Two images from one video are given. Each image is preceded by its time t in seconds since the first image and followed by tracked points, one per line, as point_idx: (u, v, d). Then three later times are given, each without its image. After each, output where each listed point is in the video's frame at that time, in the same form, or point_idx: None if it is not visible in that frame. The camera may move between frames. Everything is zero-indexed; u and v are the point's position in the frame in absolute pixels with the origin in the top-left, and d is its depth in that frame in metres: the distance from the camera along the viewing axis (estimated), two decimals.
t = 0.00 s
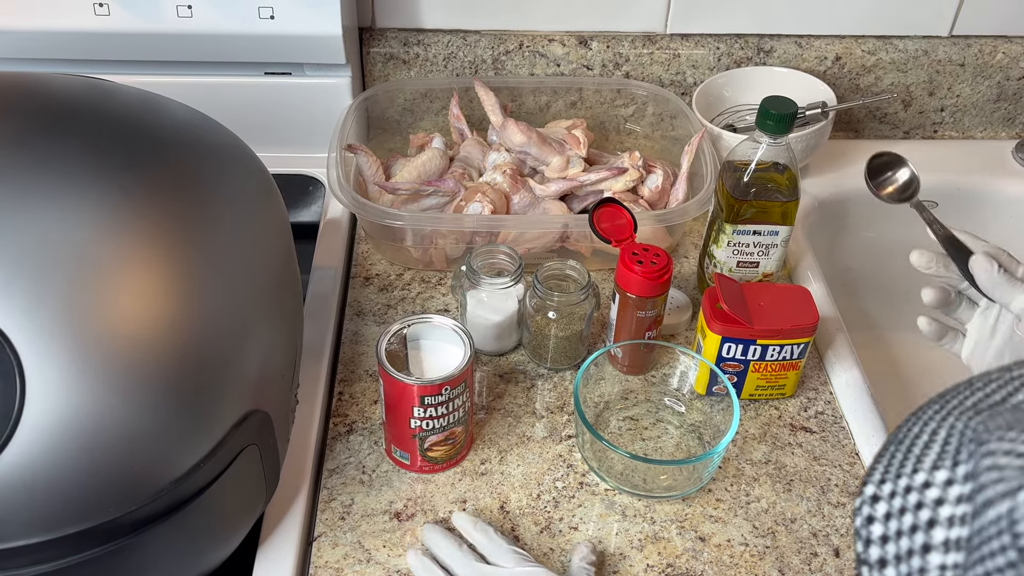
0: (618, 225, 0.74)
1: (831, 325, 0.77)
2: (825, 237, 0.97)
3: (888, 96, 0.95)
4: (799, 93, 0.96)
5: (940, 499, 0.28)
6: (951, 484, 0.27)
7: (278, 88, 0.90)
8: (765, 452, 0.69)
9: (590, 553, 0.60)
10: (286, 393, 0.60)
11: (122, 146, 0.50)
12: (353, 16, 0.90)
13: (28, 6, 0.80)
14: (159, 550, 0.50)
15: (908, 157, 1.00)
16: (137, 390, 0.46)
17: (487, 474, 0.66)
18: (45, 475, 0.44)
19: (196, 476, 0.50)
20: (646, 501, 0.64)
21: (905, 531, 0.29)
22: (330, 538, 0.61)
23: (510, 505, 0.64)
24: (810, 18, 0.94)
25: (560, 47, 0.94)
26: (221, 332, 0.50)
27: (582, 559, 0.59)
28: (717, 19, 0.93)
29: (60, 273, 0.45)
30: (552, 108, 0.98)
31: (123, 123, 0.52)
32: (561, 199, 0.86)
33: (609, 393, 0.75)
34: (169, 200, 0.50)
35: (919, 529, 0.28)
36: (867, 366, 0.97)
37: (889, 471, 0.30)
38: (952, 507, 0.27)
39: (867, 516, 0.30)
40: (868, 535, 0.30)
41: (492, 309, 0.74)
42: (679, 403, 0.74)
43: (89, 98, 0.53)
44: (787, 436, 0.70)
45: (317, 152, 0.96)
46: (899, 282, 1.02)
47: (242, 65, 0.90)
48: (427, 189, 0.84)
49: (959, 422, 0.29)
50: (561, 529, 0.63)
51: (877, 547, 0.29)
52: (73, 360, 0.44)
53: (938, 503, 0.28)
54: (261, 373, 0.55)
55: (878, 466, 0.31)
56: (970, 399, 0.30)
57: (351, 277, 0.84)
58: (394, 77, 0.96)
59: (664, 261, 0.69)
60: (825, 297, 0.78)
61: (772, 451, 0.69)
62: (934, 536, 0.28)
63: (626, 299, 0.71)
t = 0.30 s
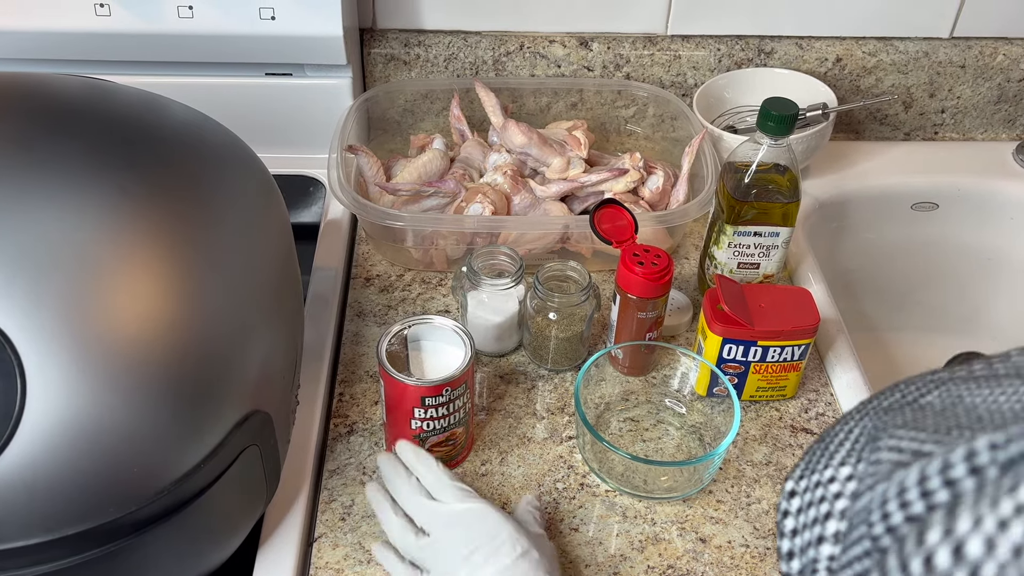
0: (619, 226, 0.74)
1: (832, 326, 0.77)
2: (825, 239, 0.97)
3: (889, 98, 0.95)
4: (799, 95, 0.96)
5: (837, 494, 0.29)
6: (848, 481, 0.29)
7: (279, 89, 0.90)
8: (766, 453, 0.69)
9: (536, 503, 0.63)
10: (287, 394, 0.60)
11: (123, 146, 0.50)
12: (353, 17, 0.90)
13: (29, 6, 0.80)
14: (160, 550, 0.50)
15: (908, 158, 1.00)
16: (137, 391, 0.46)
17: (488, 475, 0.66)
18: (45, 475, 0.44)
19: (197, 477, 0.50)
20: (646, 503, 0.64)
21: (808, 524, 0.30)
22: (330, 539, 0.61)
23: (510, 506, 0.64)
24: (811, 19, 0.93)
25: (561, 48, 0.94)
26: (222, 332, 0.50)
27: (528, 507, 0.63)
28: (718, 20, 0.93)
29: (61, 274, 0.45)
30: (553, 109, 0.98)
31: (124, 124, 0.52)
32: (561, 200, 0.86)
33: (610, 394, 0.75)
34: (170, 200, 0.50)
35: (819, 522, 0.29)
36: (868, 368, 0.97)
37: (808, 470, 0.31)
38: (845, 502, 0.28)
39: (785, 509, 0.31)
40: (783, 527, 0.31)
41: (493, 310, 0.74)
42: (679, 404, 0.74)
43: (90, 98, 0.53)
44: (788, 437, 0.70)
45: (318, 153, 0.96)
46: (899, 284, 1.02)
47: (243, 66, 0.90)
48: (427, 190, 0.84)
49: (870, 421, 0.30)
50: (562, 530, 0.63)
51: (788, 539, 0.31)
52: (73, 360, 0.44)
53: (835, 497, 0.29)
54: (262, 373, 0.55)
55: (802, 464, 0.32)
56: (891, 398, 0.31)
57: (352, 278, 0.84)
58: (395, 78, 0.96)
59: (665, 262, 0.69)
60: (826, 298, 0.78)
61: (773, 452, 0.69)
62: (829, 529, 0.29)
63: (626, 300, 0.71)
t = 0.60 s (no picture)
0: (621, 228, 0.74)
1: (834, 329, 0.76)
2: (826, 241, 0.97)
3: (891, 99, 0.95)
4: (801, 96, 0.96)
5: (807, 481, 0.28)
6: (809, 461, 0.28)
7: (281, 89, 0.90)
8: (768, 455, 0.68)
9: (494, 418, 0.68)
10: (288, 396, 0.60)
11: (124, 146, 0.50)
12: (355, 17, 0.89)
13: (31, 7, 0.80)
14: (159, 552, 0.50)
15: (910, 160, 1.00)
16: (137, 391, 0.46)
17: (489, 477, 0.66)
18: (45, 476, 0.44)
19: (197, 478, 0.49)
20: (648, 505, 0.64)
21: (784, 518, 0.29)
22: (331, 541, 0.61)
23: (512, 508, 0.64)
24: (813, 21, 0.93)
25: (563, 49, 0.94)
26: (222, 333, 0.50)
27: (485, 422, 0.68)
28: (721, 21, 0.93)
29: (60, 273, 0.45)
30: (555, 111, 0.98)
31: (125, 124, 0.52)
32: (563, 201, 0.86)
33: (612, 397, 0.74)
34: (171, 200, 0.50)
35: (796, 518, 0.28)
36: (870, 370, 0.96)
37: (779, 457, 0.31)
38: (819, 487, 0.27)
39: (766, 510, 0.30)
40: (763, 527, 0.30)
41: (494, 311, 0.74)
42: (681, 406, 0.74)
43: (91, 98, 0.53)
44: (790, 440, 0.70)
45: (319, 154, 0.96)
46: (900, 285, 1.02)
47: (244, 66, 0.90)
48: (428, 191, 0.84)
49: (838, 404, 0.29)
50: (564, 532, 0.62)
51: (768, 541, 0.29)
52: (75, 361, 0.44)
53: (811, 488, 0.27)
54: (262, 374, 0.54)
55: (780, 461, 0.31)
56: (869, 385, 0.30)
57: (353, 279, 0.84)
58: (397, 79, 0.96)
59: (667, 264, 0.68)
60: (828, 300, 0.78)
61: (775, 455, 0.68)
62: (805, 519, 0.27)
63: (628, 302, 0.70)
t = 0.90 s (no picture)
0: (621, 230, 0.74)
1: (835, 331, 0.76)
2: (827, 243, 0.97)
3: (891, 102, 0.95)
4: (802, 98, 0.96)
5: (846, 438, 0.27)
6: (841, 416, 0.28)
7: (282, 91, 0.90)
8: (768, 457, 0.68)
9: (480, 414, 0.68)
10: (288, 397, 0.60)
11: (125, 148, 0.50)
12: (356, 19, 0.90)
13: (33, 8, 0.80)
14: (159, 553, 0.50)
15: (911, 162, 1.00)
16: (138, 391, 0.46)
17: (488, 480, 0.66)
18: (45, 477, 0.44)
19: (197, 479, 0.49)
20: (648, 507, 0.64)
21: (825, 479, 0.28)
22: (331, 542, 0.61)
23: (512, 510, 0.64)
24: (814, 23, 0.93)
25: (564, 51, 0.94)
26: (222, 333, 0.50)
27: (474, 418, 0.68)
28: (722, 23, 0.93)
29: (60, 273, 0.45)
30: (555, 113, 0.98)
31: (126, 125, 0.52)
32: (563, 203, 0.86)
33: (612, 398, 0.75)
34: (172, 201, 0.50)
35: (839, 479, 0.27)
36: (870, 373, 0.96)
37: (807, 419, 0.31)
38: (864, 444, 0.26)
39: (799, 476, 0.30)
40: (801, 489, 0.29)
41: (494, 313, 0.74)
42: (681, 408, 0.74)
43: (93, 99, 0.53)
44: (790, 442, 0.70)
45: (320, 155, 0.96)
46: (901, 289, 1.01)
47: (245, 67, 0.90)
48: (429, 193, 0.84)
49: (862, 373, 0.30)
50: (563, 534, 0.62)
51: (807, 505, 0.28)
52: (76, 361, 0.44)
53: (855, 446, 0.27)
54: (262, 376, 0.54)
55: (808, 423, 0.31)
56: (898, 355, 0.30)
57: (353, 280, 0.84)
58: (398, 80, 0.96)
59: (667, 266, 0.69)
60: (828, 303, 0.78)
61: (775, 457, 0.68)
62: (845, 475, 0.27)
63: (628, 304, 0.71)
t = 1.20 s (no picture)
0: (620, 230, 0.74)
1: (832, 331, 0.77)
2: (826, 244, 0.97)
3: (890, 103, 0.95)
4: (801, 99, 0.96)
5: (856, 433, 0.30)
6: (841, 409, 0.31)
7: (282, 91, 0.91)
8: (766, 457, 0.69)
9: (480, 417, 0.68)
10: (287, 397, 0.60)
11: (125, 147, 0.51)
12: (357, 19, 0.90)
13: (34, 8, 0.81)
14: (159, 550, 0.50)
15: (910, 163, 1.00)
16: (137, 389, 0.46)
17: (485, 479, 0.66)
18: (45, 474, 0.44)
19: (196, 477, 0.49)
20: (646, 507, 0.64)
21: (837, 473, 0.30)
22: (329, 541, 0.61)
23: (510, 509, 0.64)
24: (814, 24, 0.94)
25: (563, 52, 0.94)
26: (222, 332, 0.50)
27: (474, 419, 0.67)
28: (722, 24, 0.93)
29: (61, 271, 0.45)
30: (555, 113, 0.98)
31: (126, 124, 0.52)
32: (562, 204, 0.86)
33: (610, 398, 0.75)
34: (172, 201, 0.50)
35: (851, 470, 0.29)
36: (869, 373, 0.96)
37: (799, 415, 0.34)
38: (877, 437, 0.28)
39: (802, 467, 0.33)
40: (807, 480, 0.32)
41: (493, 313, 0.74)
42: (679, 408, 0.74)
43: (93, 99, 0.53)
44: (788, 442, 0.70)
45: (320, 155, 0.97)
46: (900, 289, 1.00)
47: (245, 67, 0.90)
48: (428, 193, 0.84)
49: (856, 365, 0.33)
50: (561, 533, 0.62)
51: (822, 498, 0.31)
52: (76, 359, 0.44)
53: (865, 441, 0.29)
54: (261, 375, 0.54)
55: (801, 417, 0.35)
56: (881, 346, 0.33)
57: (353, 280, 0.84)
58: (398, 81, 0.96)
59: (666, 266, 0.69)
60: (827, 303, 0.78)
61: (773, 457, 0.69)
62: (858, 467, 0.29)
63: (627, 304, 0.71)
